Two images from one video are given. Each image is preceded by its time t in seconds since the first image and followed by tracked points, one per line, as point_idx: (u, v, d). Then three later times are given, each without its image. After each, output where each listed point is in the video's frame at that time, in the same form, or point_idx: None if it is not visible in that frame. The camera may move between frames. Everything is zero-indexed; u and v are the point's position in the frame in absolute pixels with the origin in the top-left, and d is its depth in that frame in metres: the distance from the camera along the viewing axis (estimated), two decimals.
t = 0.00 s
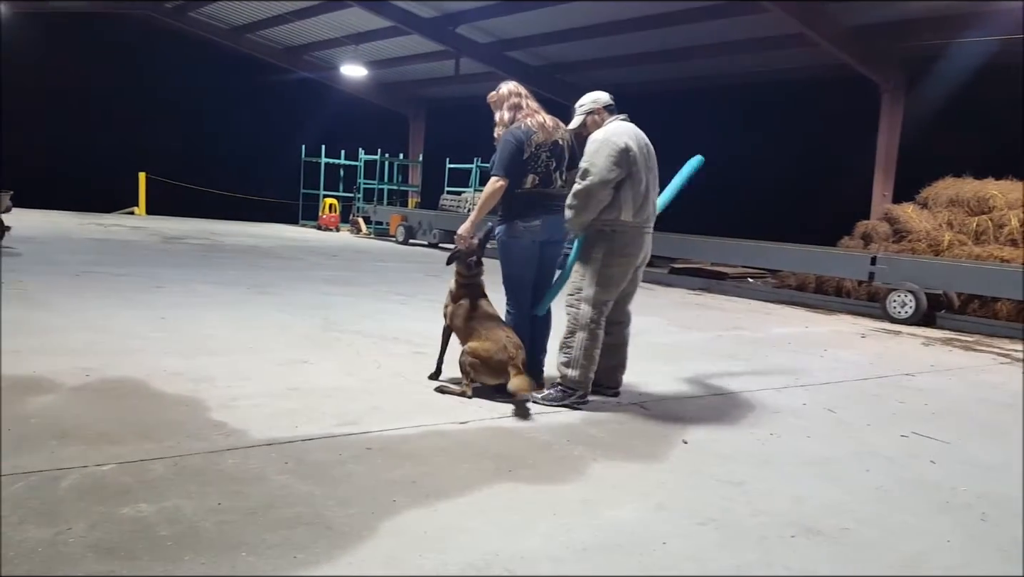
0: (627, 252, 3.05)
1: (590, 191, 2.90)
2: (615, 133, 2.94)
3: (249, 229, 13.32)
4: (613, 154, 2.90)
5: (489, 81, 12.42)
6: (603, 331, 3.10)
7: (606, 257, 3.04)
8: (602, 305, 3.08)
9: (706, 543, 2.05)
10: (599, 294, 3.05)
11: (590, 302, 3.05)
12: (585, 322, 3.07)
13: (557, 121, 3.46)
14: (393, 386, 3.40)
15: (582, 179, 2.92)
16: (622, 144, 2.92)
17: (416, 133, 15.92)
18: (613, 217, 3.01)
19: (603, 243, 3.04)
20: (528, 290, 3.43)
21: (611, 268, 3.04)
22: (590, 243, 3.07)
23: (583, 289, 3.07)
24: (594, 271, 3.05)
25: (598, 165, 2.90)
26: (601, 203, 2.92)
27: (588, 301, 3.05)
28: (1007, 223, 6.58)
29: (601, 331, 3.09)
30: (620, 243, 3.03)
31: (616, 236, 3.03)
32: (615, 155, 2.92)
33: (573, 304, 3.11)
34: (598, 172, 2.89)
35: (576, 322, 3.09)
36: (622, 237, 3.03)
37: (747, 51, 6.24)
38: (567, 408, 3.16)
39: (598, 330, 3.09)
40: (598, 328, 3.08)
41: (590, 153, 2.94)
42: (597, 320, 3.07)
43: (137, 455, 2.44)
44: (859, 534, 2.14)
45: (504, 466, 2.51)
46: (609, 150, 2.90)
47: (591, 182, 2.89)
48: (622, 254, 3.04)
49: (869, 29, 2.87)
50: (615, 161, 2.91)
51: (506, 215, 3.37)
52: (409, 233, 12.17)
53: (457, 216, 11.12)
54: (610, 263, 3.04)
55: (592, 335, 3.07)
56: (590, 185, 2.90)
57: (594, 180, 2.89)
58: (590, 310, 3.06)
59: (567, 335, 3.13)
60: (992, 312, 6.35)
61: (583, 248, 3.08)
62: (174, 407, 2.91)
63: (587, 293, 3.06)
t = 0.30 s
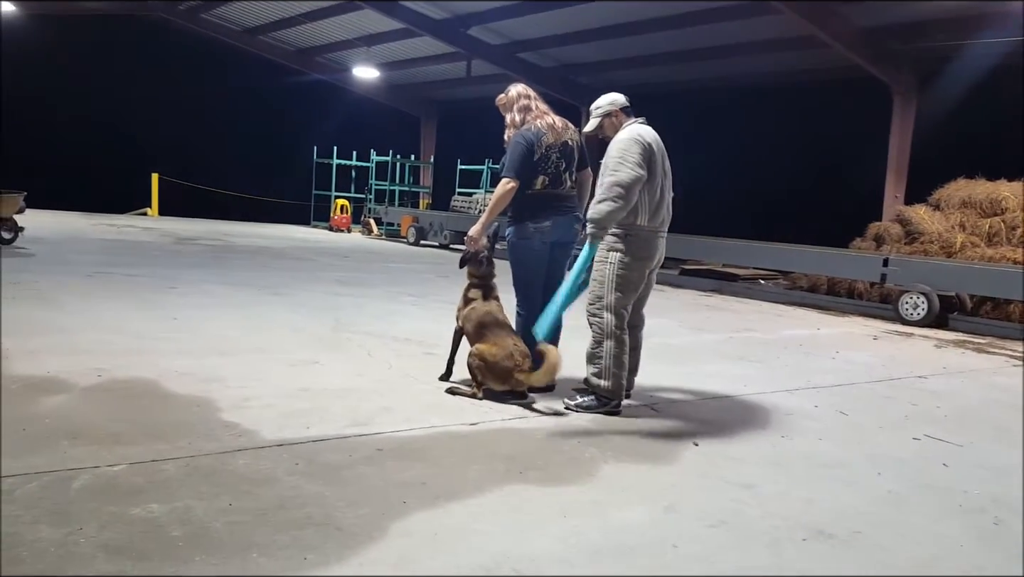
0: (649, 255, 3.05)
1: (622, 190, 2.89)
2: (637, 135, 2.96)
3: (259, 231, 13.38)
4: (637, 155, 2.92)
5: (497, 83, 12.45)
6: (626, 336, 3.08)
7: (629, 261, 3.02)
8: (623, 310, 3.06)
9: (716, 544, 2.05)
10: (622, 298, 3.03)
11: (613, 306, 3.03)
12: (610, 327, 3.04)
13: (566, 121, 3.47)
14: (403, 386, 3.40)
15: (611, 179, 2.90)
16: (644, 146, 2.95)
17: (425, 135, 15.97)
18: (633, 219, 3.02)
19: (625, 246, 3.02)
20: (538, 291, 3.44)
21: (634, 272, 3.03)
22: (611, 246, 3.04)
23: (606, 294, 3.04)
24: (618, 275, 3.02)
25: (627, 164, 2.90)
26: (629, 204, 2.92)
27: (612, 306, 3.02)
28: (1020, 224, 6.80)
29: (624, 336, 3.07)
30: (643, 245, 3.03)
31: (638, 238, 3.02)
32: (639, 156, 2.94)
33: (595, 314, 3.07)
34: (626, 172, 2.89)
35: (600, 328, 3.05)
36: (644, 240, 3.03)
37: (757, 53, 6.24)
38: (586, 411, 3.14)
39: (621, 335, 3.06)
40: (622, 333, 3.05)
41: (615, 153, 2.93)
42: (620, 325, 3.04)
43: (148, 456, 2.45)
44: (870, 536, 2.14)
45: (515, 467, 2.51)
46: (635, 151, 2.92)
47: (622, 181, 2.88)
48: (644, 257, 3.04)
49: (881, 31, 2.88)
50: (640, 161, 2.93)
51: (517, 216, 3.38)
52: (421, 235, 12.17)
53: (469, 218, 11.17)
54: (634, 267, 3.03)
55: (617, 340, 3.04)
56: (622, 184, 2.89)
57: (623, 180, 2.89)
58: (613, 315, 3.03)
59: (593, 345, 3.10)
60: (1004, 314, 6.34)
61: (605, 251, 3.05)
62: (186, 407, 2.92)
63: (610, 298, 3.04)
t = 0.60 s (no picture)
0: (658, 262, 3.04)
1: (632, 202, 2.86)
2: (649, 144, 2.92)
3: (272, 234, 13.47)
4: (649, 165, 2.89)
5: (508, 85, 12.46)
6: (635, 342, 3.07)
7: (638, 268, 3.01)
8: (631, 316, 3.05)
9: (729, 549, 2.04)
10: (631, 305, 3.02)
11: (622, 313, 3.02)
12: (618, 334, 3.03)
13: (575, 125, 3.47)
14: (415, 390, 3.41)
15: (622, 190, 2.87)
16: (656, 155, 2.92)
17: (437, 138, 16.02)
18: (643, 228, 3.00)
19: (633, 254, 3.01)
20: (550, 295, 3.43)
21: (643, 279, 3.02)
22: (620, 254, 3.03)
23: (614, 300, 3.03)
24: (627, 283, 3.01)
25: (638, 176, 2.87)
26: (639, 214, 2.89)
27: (621, 313, 3.01)
28: None
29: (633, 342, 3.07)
30: (652, 253, 3.01)
31: (648, 246, 3.01)
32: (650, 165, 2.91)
33: (604, 320, 3.07)
34: (637, 183, 2.86)
35: (608, 334, 3.05)
36: (653, 248, 3.02)
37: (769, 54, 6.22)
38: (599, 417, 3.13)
39: (630, 341, 3.06)
40: (630, 340, 3.05)
41: (626, 163, 2.91)
42: (629, 331, 3.04)
43: (162, 459, 2.46)
44: (885, 541, 2.12)
45: (526, 471, 2.51)
46: (646, 161, 2.89)
47: (633, 193, 2.86)
48: (653, 264, 3.02)
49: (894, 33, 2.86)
50: (651, 171, 2.90)
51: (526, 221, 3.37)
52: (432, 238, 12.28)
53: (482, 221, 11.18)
54: (643, 275, 3.02)
55: (625, 346, 3.05)
56: (633, 196, 2.86)
57: (634, 190, 2.86)
58: (621, 322, 3.02)
59: (603, 351, 3.10)
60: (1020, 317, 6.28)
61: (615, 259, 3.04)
62: (199, 410, 2.94)
63: (619, 305, 3.03)
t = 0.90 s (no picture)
0: (659, 265, 3.02)
1: (620, 209, 2.86)
2: (644, 148, 2.90)
3: (274, 234, 13.47)
4: (642, 171, 2.87)
5: (511, 86, 12.48)
6: (639, 344, 3.07)
7: (638, 271, 3.01)
8: (634, 318, 3.05)
9: (735, 550, 2.04)
10: (633, 308, 3.01)
11: (625, 316, 3.02)
12: (621, 336, 3.05)
13: (579, 126, 3.48)
14: (421, 391, 3.42)
15: (612, 196, 2.88)
16: (651, 160, 2.89)
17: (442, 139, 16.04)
18: (640, 232, 2.99)
19: (632, 258, 3.01)
20: (555, 296, 3.43)
21: (643, 283, 3.01)
22: (620, 257, 3.04)
23: (615, 303, 3.04)
24: (626, 286, 3.01)
25: (626, 182, 2.87)
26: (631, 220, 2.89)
27: (622, 316, 3.01)
28: None
29: (637, 344, 3.07)
30: (653, 257, 3.00)
31: (646, 250, 3.00)
32: (644, 171, 2.88)
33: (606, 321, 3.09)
34: (625, 190, 2.86)
35: (612, 337, 3.07)
36: (653, 251, 3.00)
37: (772, 56, 6.24)
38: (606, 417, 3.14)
39: (634, 344, 3.06)
40: (633, 342, 3.05)
41: (618, 170, 2.91)
42: (632, 334, 3.04)
43: (168, 459, 2.46)
44: (890, 542, 2.12)
45: (533, 472, 2.51)
46: (637, 167, 2.87)
47: (619, 200, 2.86)
48: (654, 268, 3.01)
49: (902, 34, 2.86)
50: (644, 177, 2.88)
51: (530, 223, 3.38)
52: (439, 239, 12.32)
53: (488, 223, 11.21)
54: (642, 278, 3.01)
55: (629, 348, 3.06)
56: (618, 203, 2.87)
57: (622, 198, 2.86)
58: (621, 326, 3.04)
59: (606, 352, 3.13)
60: None
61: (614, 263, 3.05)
62: (205, 411, 2.93)
63: (621, 308, 3.02)
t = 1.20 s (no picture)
0: (664, 265, 3.03)
1: (638, 204, 2.84)
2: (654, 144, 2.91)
3: (275, 236, 13.49)
4: (654, 166, 2.88)
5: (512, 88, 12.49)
6: (639, 346, 3.08)
7: (642, 270, 3.01)
8: (636, 319, 3.06)
9: (737, 552, 2.03)
10: (635, 308, 3.02)
11: (626, 317, 3.03)
12: (623, 337, 3.05)
13: (580, 129, 3.48)
14: (422, 393, 3.42)
15: (629, 191, 2.86)
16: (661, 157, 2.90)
17: (443, 141, 16.06)
18: (648, 231, 2.99)
19: (639, 257, 3.00)
20: (557, 299, 3.43)
21: (648, 282, 3.01)
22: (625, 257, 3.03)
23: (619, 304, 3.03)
24: (631, 286, 3.01)
25: (641, 177, 2.85)
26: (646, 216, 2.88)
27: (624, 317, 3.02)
28: None
29: (637, 345, 3.08)
30: (657, 256, 3.01)
31: (653, 249, 3.00)
32: (655, 166, 2.90)
33: (609, 324, 3.08)
34: (642, 184, 2.85)
35: (614, 339, 3.07)
36: (658, 251, 3.01)
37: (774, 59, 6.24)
38: (607, 420, 3.14)
39: (635, 345, 3.07)
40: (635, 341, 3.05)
41: (629, 166, 2.89)
42: (633, 335, 3.05)
43: (169, 462, 2.46)
44: (893, 545, 2.12)
45: (533, 474, 2.51)
46: (648, 166, 2.87)
47: (638, 194, 2.84)
48: (658, 268, 3.02)
49: (905, 37, 2.86)
50: (656, 173, 2.89)
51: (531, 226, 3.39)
52: (441, 241, 12.34)
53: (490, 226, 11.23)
54: (648, 277, 3.01)
55: (631, 349, 3.06)
56: (637, 199, 2.85)
57: (636, 195, 2.84)
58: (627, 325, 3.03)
59: (607, 356, 3.12)
60: None
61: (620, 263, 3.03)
62: (206, 413, 2.93)
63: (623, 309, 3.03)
